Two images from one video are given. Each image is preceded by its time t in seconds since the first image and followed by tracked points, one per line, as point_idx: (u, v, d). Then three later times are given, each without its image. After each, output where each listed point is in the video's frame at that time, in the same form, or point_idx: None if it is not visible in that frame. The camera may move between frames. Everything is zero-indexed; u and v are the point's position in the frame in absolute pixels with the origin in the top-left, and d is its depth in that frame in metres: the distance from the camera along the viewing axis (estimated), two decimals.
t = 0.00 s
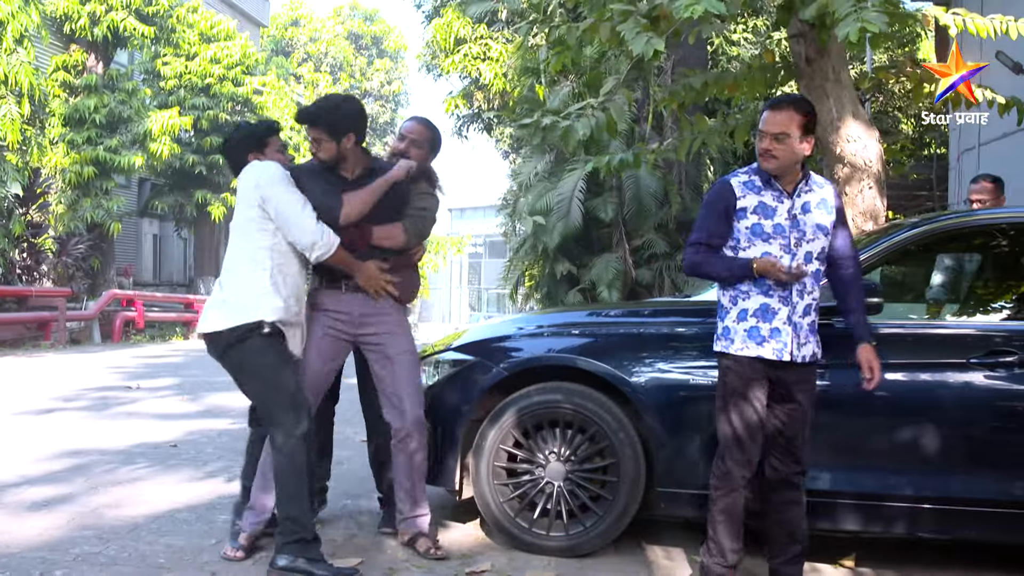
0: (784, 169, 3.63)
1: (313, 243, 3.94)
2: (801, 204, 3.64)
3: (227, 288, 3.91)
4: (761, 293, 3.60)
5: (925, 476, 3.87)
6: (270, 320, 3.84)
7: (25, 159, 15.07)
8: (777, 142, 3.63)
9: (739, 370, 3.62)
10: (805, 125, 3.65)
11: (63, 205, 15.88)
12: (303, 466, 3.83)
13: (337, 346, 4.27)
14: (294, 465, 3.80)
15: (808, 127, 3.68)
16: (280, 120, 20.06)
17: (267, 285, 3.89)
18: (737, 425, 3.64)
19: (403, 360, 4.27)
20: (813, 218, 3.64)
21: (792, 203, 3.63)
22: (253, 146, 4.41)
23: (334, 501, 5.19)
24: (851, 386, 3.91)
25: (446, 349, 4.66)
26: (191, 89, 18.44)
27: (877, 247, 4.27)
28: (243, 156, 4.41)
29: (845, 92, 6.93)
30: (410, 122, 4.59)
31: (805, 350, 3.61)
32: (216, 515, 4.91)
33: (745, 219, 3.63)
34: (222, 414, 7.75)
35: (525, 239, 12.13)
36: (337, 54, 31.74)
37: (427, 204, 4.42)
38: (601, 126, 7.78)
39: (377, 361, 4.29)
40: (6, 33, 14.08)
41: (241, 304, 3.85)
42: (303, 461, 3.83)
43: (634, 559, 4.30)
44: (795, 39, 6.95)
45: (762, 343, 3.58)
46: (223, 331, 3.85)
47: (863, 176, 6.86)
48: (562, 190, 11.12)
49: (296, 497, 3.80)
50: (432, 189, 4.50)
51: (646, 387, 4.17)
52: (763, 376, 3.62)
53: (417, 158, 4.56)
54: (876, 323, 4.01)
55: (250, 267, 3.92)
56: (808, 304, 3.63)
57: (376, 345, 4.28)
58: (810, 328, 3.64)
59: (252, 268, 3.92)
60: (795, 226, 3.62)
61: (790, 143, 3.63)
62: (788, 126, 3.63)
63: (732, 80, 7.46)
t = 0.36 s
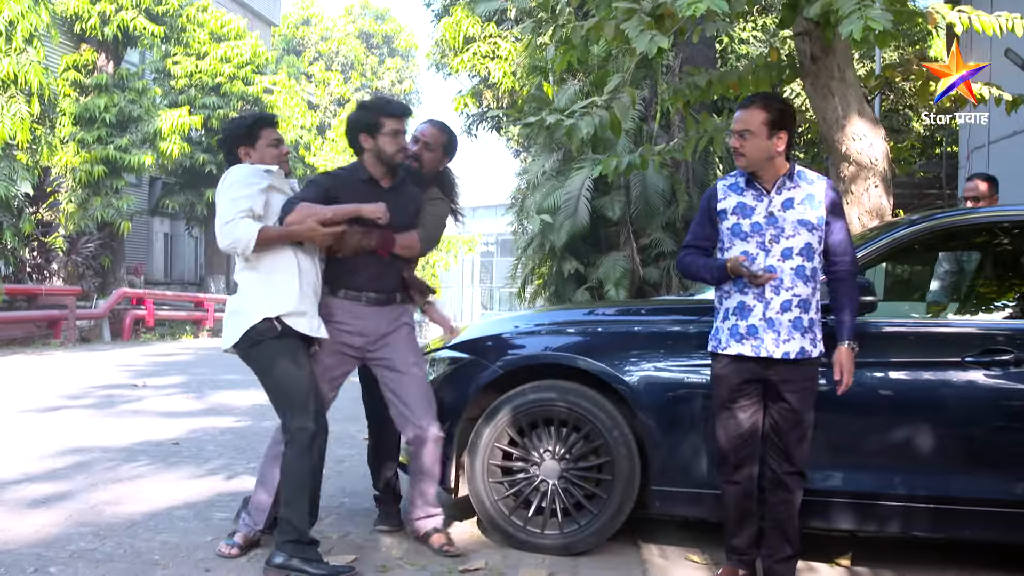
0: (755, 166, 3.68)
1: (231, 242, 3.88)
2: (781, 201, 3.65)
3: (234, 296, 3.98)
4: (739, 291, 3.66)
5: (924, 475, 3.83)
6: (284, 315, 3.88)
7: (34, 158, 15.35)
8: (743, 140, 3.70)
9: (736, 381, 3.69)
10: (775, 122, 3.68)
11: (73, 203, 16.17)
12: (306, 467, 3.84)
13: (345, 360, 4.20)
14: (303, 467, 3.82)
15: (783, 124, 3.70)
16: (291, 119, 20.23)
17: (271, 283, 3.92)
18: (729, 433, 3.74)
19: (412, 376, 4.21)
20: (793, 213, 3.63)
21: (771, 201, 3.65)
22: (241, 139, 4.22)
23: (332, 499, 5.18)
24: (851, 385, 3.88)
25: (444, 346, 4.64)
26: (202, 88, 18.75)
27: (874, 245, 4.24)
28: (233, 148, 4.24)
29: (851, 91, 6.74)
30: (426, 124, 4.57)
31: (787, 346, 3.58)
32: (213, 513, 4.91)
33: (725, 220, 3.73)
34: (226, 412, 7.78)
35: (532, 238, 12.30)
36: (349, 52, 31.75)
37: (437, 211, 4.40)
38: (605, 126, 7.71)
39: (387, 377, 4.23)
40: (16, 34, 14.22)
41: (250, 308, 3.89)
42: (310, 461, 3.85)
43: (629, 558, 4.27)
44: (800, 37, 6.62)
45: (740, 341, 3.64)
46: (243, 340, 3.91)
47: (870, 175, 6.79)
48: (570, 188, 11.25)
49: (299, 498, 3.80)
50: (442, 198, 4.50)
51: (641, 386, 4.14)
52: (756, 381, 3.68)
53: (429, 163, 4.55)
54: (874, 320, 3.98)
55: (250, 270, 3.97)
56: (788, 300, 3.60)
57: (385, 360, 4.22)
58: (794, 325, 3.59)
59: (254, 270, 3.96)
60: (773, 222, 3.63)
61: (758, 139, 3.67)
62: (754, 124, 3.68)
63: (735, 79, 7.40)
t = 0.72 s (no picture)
0: (732, 162, 3.72)
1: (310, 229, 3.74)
2: (761, 200, 3.66)
3: (262, 312, 3.84)
4: (720, 290, 3.70)
5: (931, 475, 3.77)
6: (319, 336, 3.76)
7: (50, 156, 15.41)
8: (721, 136, 3.75)
9: (738, 373, 3.68)
10: (752, 119, 3.71)
11: (91, 201, 16.47)
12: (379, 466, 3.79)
13: (360, 348, 4.15)
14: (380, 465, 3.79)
15: (763, 122, 3.72)
16: (307, 118, 20.38)
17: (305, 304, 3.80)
18: (731, 437, 3.73)
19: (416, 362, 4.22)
20: (772, 212, 3.64)
21: (751, 199, 3.68)
22: (264, 158, 4.25)
23: (337, 496, 5.17)
24: (861, 382, 3.83)
25: (447, 345, 4.62)
26: (217, 86, 18.76)
27: (879, 242, 4.19)
28: (258, 171, 4.27)
29: (863, 88, 6.64)
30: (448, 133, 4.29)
31: (767, 344, 3.58)
32: (218, 510, 4.91)
33: (709, 220, 3.79)
34: (237, 408, 7.82)
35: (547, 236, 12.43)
36: (365, 51, 31.95)
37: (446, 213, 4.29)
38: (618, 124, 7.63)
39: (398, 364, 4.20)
40: (33, 32, 14.32)
41: (284, 328, 3.77)
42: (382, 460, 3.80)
43: (632, 556, 4.25)
44: (813, 34, 6.55)
45: (721, 339, 3.67)
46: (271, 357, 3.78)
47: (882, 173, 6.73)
48: (584, 186, 11.30)
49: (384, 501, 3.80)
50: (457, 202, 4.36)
51: (642, 385, 4.11)
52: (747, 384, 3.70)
53: (451, 174, 4.28)
54: (879, 318, 3.93)
55: (282, 289, 3.85)
56: (766, 297, 3.60)
57: (397, 346, 4.19)
58: (774, 323, 3.58)
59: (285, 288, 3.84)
60: (751, 222, 3.66)
61: (734, 136, 3.72)
62: (731, 121, 3.72)
63: (748, 76, 7.26)
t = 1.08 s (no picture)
0: (736, 157, 3.71)
1: (290, 217, 3.75)
2: (762, 196, 3.64)
3: (244, 295, 3.87)
4: (718, 286, 3.72)
5: (936, 473, 3.74)
6: (307, 318, 3.82)
7: (65, 154, 15.62)
8: (725, 131, 3.73)
9: (734, 365, 3.68)
10: (758, 114, 3.68)
11: (104, 199, 16.73)
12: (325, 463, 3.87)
13: (343, 339, 4.18)
14: (322, 462, 3.86)
15: (770, 118, 3.69)
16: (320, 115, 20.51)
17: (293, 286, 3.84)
18: (732, 433, 3.71)
19: (408, 353, 4.24)
20: (772, 208, 3.61)
21: (752, 195, 3.67)
22: (245, 127, 4.06)
23: (342, 493, 5.17)
24: (868, 379, 3.79)
25: (450, 342, 4.59)
26: (231, 84, 18.95)
27: (882, 237, 4.09)
28: (237, 138, 4.10)
29: (873, 84, 6.57)
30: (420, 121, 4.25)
31: (760, 339, 3.55)
32: (223, 505, 4.92)
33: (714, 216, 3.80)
34: (246, 404, 7.86)
35: (558, 233, 12.59)
36: (378, 48, 32.05)
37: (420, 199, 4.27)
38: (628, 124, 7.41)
39: (385, 355, 4.23)
40: (45, 31, 14.53)
41: (273, 310, 3.80)
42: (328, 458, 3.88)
43: (635, 553, 4.22)
44: (823, 31, 6.49)
45: (718, 334, 3.69)
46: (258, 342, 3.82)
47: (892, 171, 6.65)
48: (594, 183, 11.33)
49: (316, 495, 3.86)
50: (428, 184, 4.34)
51: (643, 382, 4.09)
52: (743, 377, 3.68)
53: (422, 161, 4.24)
54: (885, 315, 3.89)
55: (268, 271, 3.87)
56: (760, 293, 3.58)
57: (384, 337, 4.22)
58: (767, 319, 3.56)
59: (271, 270, 3.87)
60: (751, 217, 3.64)
61: (738, 130, 3.69)
62: (736, 115, 3.70)
63: (757, 73, 7.17)
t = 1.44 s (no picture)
0: (749, 154, 3.65)
1: (317, 215, 3.75)
2: (774, 193, 3.60)
3: (259, 293, 3.86)
4: (730, 282, 3.69)
5: (944, 471, 3.70)
6: (322, 315, 3.83)
7: (78, 152, 15.79)
8: (739, 126, 3.68)
9: (745, 363, 3.65)
10: (772, 110, 3.63)
11: (118, 197, 16.86)
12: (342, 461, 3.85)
13: (354, 340, 4.15)
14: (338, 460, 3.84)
15: (784, 113, 3.63)
16: (333, 113, 20.66)
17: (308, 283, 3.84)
18: (739, 430, 3.70)
19: (416, 353, 4.23)
20: (784, 204, 3.57)
21: (765, 191, 3.62)
22: (262, 126, 4.04)
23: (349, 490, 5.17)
24: (879, 377, 3.75)
25: (456, 338, 4.57)
26: (245, 82, 19.11)
27: (891, 235, 4.03)
28: (254, 136, 4.08)
29: (884, 81, 6.51)
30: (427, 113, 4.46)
31: (769, 337, 3.52)
32: (229, 502, 4.92)
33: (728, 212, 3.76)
34: (256, 401, 7.89)
35: (570, 231, 12.64)
36: (392, 46, 32.10)
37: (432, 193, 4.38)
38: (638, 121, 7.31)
39: (393, 356, 4.21)
40: (60, 29, 14.89)
41: (287, 307, 3.80)
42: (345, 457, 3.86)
43: (640, 551, 4.20)
44: (834, 27, 6.42)
45: (729, 331, 3.67)
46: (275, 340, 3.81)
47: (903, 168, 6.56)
48: (606, 180, 11.37)
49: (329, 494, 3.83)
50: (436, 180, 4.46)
51: (648, 378, 4.07)
52: (753, 375, 3.66)
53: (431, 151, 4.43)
54: (895, 312, 3.85)
55: (284, 267, 3.86)
56: (769, 289, 3.54)
57: (392, 337, 4.21)
58: (777, 316, 3.52)
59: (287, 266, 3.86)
60: (763, 214, 3.61)
61: (752, 126, 3.64)
62: (750, 111, 3.65)
63: (768, 69, 7.11)
